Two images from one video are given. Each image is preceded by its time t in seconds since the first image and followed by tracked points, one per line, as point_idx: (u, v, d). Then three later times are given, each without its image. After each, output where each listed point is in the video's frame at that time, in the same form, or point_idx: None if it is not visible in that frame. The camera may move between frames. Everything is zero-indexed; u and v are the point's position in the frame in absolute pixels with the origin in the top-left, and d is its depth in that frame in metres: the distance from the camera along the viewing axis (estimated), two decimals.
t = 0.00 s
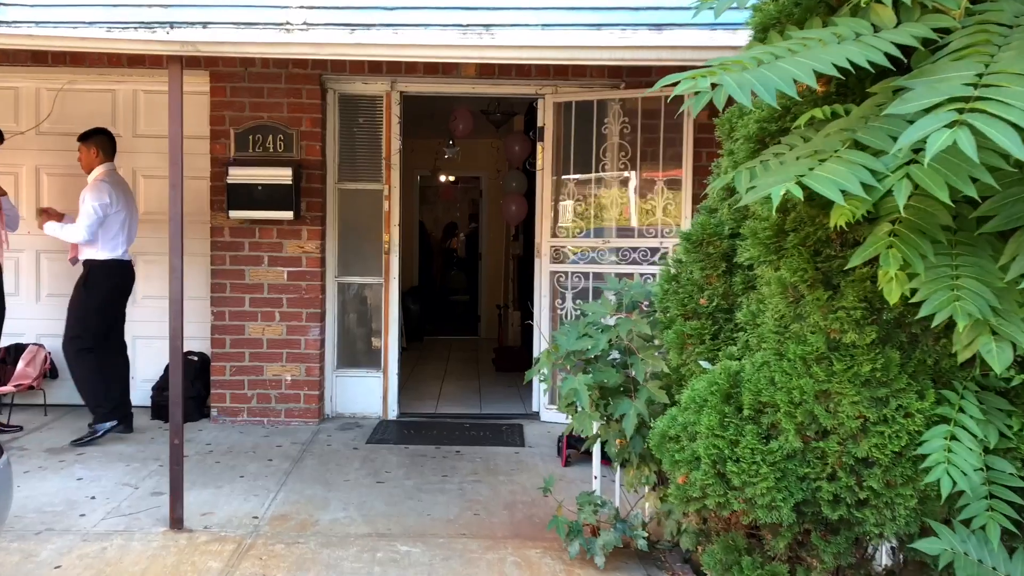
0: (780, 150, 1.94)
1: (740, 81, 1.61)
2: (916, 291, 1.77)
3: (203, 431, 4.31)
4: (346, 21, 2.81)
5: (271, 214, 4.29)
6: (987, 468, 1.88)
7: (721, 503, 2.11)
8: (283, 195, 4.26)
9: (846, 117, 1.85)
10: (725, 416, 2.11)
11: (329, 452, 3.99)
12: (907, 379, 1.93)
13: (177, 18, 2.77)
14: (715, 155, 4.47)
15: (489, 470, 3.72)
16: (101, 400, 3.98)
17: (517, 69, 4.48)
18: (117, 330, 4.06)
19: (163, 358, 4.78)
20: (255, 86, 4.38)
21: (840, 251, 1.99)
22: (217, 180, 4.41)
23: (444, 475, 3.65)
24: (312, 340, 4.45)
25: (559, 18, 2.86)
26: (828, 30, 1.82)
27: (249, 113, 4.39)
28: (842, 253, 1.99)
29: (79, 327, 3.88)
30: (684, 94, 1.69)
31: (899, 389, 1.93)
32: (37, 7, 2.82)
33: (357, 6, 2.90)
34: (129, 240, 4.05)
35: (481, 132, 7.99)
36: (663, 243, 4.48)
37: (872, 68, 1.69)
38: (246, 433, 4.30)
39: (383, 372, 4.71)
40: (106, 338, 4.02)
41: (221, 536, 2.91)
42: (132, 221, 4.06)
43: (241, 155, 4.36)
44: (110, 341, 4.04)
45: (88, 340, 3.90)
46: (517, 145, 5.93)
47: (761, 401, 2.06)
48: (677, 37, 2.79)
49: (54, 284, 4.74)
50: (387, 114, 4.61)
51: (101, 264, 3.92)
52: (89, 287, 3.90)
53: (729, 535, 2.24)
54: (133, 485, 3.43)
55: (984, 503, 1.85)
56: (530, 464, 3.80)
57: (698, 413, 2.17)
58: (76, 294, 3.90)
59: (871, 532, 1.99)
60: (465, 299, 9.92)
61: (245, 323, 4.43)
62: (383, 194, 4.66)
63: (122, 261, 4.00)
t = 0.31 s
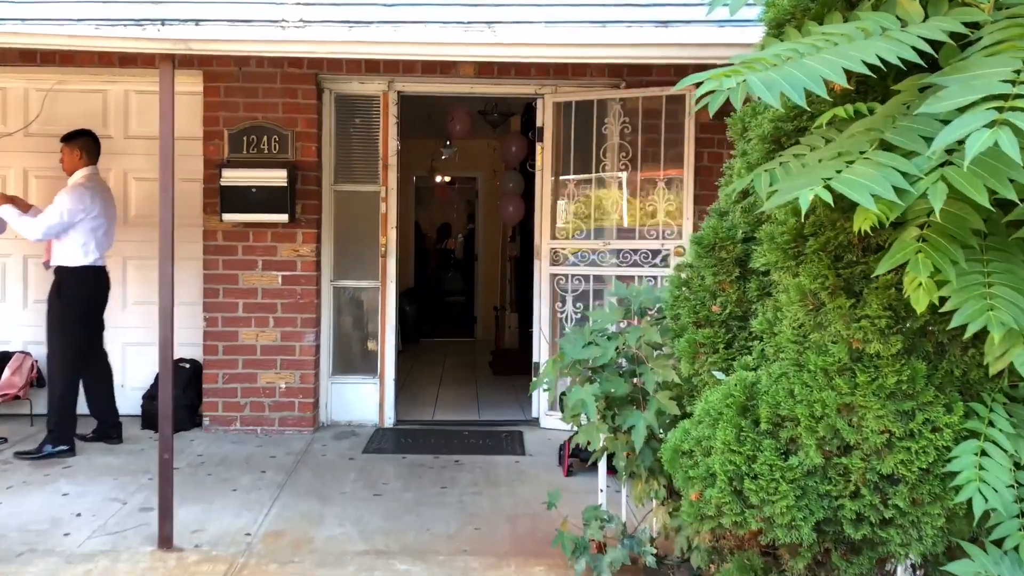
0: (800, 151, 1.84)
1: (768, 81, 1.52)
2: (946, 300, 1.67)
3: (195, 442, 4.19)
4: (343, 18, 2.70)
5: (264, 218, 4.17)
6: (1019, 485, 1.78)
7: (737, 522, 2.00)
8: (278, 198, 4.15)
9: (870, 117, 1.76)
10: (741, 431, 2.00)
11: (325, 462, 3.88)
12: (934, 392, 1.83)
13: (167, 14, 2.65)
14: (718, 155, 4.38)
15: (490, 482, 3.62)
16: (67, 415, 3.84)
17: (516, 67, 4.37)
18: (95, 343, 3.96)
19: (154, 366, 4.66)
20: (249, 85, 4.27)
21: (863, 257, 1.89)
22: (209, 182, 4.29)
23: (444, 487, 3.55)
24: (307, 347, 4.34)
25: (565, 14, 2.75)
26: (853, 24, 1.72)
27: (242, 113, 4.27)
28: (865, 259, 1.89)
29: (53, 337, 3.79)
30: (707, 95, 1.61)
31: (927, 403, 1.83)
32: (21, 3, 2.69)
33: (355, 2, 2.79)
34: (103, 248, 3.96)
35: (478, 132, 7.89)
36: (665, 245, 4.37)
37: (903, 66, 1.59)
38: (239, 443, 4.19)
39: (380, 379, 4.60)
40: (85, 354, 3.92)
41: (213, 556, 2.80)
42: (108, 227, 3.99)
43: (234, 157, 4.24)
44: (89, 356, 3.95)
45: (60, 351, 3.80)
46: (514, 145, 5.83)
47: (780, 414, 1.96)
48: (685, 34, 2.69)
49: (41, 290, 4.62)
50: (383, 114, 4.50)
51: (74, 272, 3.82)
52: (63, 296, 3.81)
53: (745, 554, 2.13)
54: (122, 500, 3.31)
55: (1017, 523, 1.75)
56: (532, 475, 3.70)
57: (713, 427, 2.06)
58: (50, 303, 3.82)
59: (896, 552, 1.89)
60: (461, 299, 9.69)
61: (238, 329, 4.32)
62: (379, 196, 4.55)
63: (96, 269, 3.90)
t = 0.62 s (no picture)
0: (825, 150, 1.73)
1: (795, 72, 1.40)
2: (985, 309, 1.55)
3: (185, 453, 4.06)
4: (340, 10, 2.58)
5: (258, 221, 4.05)
6: None
7: (757, 545, 1.88)
8: (272, 200, 4.03)
9: (901, 113, 1.64)
10: (761, 447, 1.88)
11: (320, 474, 3.75)
12: (968, 406, 1.71)
13: (155, 6, 2.53)
14: (723, 158, 4.27)
15: (492, 495, 3.49)
16: (49, 425, 3.72)
17: (516, 67, 4.27)
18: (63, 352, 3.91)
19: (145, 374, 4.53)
20: (242, 85, 4.15)
21: (892, 262, 1.78)
22: (200, 184, 4.17)
23: (444, 501, 3.42)
24: (301, 354, 4.21)
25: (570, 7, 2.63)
26: (884, 14, 1.60)
27: (235, 114, 4.16)
28: (894, 265, 1.77)
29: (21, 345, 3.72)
30: (727, 89, 1.50)
31: (961, 419, 1.71)
32: None
33: None
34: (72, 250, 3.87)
35: (477, 135, 7.78)
36: (669, 250, 4.25)
37: (941, 57, 1.48)
38: (232, 454, 4.06)
39: (376, 388, 4.46)
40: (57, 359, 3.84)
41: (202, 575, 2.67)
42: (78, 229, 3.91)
43: (226, 158, 4.12)
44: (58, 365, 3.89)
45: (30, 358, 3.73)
46: (513, 148, 5.72)
47: (803, 430, 1.84)
48: (696, 29, 2.59)
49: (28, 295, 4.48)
50: (380, 115, 4.38)
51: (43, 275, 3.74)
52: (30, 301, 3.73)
53: None
54: (108, 515, 3.18)
55: None
56: (534, 489, 3.58)
57: (730, 442, 1.94)
58: (16, 310, 3.74)
59: None
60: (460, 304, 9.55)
61: (231, 336, 4.19)
62: (376, 200, 4.43)
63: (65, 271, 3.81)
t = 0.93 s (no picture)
0: (854, 146, 1.61)
1: (827, 59, 1.29)
2: None
3: (180, 461, 3.96)
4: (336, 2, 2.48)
5: (255, 223, 3.94)
6: None
7: (779, 566, 1.78)
8: (271, 201, 3.93)
9: (936, 105, 1.53)
10: (783, 462, 1.78)
11: (319, 483, 3.64)
12: (1009, 421, 1.58)
13: None
14: (733, 158, 4.22)
15: (495, 507, 3.38)
16: (36, 435, 3.70)
17: (521, 65, 4.16)
18: (54, 351, 3.88)
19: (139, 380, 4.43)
20: (239, 83, 4.05)
21: (924, 265, 1.65)
22: (197, 185, 4.07)
23: (446, 512, 3.31)
24: (300, 360, 4.11)
25: None
26: None
27: (231, 113, 4.06)
28: (927, 268, 1.65)
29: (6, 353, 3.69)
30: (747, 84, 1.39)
31: (1001, 434, 1.58)
32: None
33: None
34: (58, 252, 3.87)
35: (481, 136, 7.69)
36: (678, 253, 4.13)
37: (984, 43, 1.36)
38: (228, 462, 3.95)
39: (377, 394, 4.36)
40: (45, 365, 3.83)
41: None
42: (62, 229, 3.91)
43: (223, 158, 4.02)
44: (49, 364, 3.85)
45: (15, 366, 3.70)
46: (517, 150, 5.62)
47: (828, 444, 1.73)
48: (709, 23, 2.47)
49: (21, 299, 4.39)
50: (382, 114, 4.28)
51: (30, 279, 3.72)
52: (13, 309, 3.69)
53: None
54: (97, 527, 3.09)
55: None
56: (539, 500, 3.46)
57: (750, 456, 1.84)
58: None
59: None
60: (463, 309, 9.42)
61: (227, 341, 4.09)
62: (377, 201, 4.32)
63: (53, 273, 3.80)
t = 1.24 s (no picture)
0: (886, 143, 1.50)
1: (867, 48, 1.19)
2: None
3: (177, 468, 3.87)
4: None
5: (254, 225, 3.86)
6: None
7: None
8: (271, 201, 3.83)
9: (974, 99, 1.42)
10: (808, 478, 1.68)
11: (319, 492, 3.55)
12: None
13: None
14: (744, 158, 4.11)
15: (500, 517, 3.28)
16: (29, 441, 3.63)
17: (528, 63, 4.07)
18: (50, 355, 3.82)
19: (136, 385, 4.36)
20: (238, 81, 3.97)
21: (959, 270, 1.53)
22: (195, 186, 3.98)
23: (450, 522, 3.21)
24: (301, 364, 4.02)
25: None
26: None
27: (231, 111, 3.97)
28: (964, 272, 1.53)
29: None
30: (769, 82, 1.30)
31: None
32: None
33: None
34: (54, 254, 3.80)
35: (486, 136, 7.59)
36: (688, 255, 4.03)
37: None
38: (226, 470, 3.86)
39: (381, 399, 4.26)
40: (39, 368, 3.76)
41: None
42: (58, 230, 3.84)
43: (222, 157, 3.93)
44: (44, 368, 3.79)
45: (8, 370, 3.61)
46: (523, 150, 5.51)
47: (856, 460, 1.62)
48: (723, 16, 2.37)
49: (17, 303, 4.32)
50: (385, 112, 4.18)
51: (24, 279, 3.64)
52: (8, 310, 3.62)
53: None
54: (86, 541, 3.03)
55: None
56: (545, 510, 3.36)
57: (773, 472, 1.75)
58: None
59: None
60: (469, 309, 9.21)
61: (227, 345, 4.01)
62: (380, 202, 4.23)
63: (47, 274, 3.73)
